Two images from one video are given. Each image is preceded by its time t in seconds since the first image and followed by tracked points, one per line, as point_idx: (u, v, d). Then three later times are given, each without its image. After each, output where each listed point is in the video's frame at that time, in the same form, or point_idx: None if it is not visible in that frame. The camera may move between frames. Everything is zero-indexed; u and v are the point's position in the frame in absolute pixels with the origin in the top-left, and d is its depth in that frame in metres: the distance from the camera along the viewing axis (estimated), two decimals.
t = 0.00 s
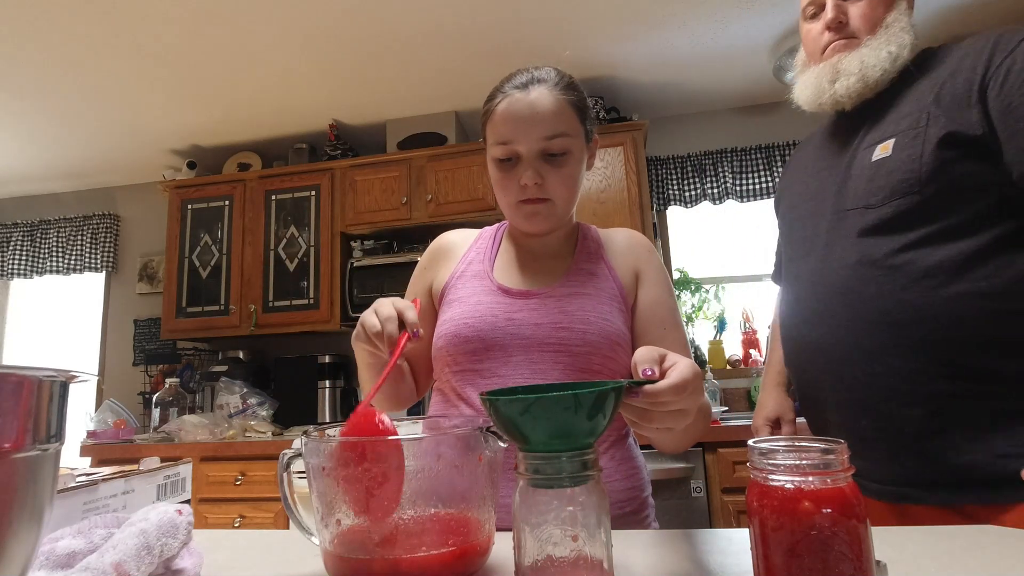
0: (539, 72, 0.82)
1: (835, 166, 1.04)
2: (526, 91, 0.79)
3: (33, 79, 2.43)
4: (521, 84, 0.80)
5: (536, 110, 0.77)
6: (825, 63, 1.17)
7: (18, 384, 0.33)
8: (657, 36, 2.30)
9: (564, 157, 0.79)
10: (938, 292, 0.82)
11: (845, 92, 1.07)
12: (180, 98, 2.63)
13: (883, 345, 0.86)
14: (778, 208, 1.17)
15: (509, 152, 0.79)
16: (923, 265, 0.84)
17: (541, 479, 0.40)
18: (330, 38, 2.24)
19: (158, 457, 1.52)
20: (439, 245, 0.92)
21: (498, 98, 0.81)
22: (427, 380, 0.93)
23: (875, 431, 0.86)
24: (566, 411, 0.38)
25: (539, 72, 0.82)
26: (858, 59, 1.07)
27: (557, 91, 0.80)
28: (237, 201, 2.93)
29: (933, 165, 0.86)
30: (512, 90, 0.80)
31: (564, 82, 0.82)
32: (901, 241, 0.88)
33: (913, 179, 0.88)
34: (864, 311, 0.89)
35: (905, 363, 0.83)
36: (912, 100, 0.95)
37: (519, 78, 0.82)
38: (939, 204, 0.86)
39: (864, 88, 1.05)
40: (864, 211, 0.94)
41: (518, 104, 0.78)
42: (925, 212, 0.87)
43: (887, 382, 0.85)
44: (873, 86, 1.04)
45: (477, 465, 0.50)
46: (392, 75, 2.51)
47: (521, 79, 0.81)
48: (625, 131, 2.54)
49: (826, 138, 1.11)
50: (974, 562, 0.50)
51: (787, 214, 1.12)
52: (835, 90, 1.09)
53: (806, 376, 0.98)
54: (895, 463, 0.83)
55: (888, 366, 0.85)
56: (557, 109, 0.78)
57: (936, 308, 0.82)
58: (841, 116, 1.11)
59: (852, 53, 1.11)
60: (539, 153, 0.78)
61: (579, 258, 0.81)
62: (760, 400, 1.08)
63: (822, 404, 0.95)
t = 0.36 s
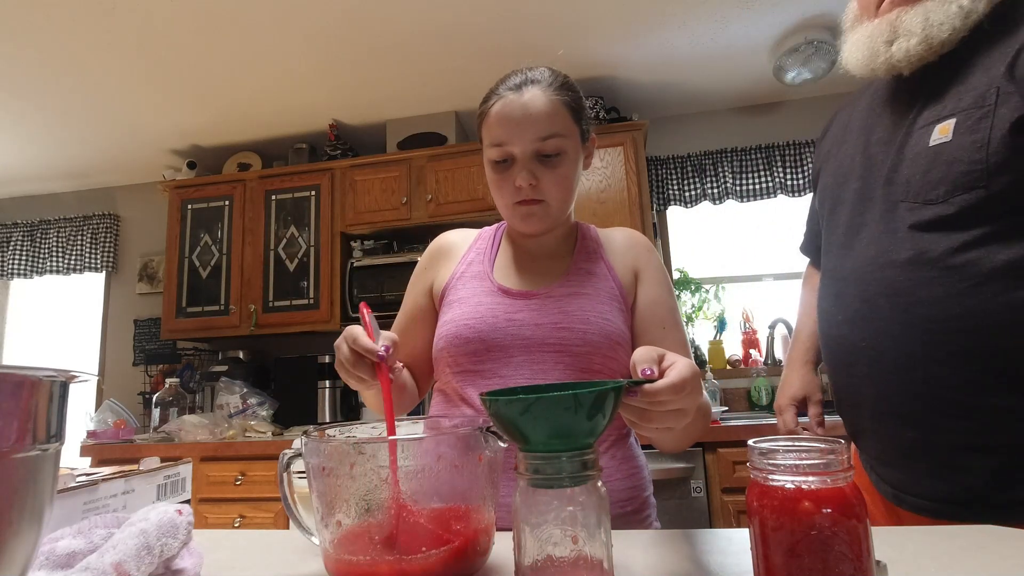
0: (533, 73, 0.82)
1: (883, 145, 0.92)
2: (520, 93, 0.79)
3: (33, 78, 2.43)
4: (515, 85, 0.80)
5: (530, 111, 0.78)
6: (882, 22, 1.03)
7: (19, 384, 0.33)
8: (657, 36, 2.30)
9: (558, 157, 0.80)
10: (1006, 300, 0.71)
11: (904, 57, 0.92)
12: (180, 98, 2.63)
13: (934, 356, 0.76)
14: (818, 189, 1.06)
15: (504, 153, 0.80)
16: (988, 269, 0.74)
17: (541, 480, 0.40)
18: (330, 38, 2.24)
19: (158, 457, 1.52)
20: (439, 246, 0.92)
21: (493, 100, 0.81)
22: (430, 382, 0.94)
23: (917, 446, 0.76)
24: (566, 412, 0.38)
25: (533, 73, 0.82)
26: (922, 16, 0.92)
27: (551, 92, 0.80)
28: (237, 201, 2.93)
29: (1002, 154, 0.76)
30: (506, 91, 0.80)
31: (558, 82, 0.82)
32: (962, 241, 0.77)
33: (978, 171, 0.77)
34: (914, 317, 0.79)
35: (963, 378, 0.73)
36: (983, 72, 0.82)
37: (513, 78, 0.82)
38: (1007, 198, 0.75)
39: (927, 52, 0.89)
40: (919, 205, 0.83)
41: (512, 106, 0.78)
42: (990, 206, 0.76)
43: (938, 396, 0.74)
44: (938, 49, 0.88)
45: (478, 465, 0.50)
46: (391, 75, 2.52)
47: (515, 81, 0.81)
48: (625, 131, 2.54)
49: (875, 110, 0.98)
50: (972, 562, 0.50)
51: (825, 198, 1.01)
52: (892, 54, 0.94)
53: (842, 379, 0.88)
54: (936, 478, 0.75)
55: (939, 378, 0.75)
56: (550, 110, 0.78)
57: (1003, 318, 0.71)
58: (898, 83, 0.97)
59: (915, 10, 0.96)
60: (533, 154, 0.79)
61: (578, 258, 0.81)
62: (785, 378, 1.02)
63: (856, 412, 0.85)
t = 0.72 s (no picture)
0: (530, 73, 0.82)
1: (925, 122, 0.85)
2: (518, 93, 0.79)
3: (33, 78, 2.43)
4: (512, 85, 0.80)
5: (527, 111, 0.78)
6: None
7: (19, 384, 0.33)
8: (657, 36, 2.30)
9: (556, 157, 0.80)
10: None
11: (956, 29, 0.82)
12: (180, 98, 2.63)
13: (965, 361, 0.71)
14: (850, 166, 0.99)
15: (502, 153, 0.80)
16: None
17: (541, 480, 0.40)
18: (330, 38, 2.24)
19: (158, 457, 1.52)
20: (438, 247, 0.92)
21: (490, 101, 0.81)
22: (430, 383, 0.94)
23: (933, 450, 0.72)
24: (566, 412, 0.38)
25: (530, 73, 0.82)
26: None
27: (548, 91, 0.80)
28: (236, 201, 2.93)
29: None
30: (504, 92, 0.80)
31: (555, 81, 0.82)
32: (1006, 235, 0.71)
33: None
34: (947, 318, 0.74)
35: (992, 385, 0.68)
36: None
37: (511, 79, 0.82)
38: None
39: (982, 24, 0.80)
40: (964, 190, 0.76)
41: (509, 106, 0.78)
42: None
43: (964, 404, 0.69)
44: (995, 20, 0.79)
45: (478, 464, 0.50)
46: (391, 75, 2.52)
47: (513, 81, 0.81)
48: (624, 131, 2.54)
49: (922, 80, 0.90)
50: (972, 562, 0.50)
51: (858, 176, 0.94)
52: (942, 24, 0.84)
53: (861, 373, 0.83)
54: (950, 483, 0.70)
55: (965, 385, 0.70)
56: (548, 109, 0.79)
57: None
58: (945, 53, 0.88)
59: None
60: (531, 154, 0.79)
61: (578, 258, 0.81)
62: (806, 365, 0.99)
63: (871, 408, 0.81)
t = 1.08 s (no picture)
0: (531, 74, 0.82)
1: (952, 107, 0.83)
2: (518, 94, 0.79)
3: (33, 79, 2.43)
4: (513, 86, 0.80)
5: (527, 112, 0.78)
6: None
7: (20, 385, 0.33)
8: (657, 36, 2.30)
9: (556, 158, 0.79)
10: None
11: (984, 12, 0.79)
12: (180, 98, 2.63)
13: (984, 358, 0.70)
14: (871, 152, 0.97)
15: (502, 155, 0.80)
16: None
17: (541, 479, 0.40)
18: (330, 38, 2.24)
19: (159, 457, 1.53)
20: (437, 245, 0.92)
21: (490, 102, 0.81)
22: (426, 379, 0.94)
23: (947, 448, 0.72)
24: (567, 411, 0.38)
25: (531, 74, 0.82)
26: None
27: (548, 93, 0.80)
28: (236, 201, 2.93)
29: None
30: (504, 93, 0.80)
31: (556, 82, 0.82)
32: None
33: None
34: (970, 310, 0.72)
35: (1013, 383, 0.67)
36: None
37: (512, 80, 0.82)
38: None
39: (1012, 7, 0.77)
40: (990, 176, 0.74)
41: (509, 108, 0.78)
42: None
43: (986, 403, 0.68)
44: None
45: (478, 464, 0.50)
46: (391, 75, 2.52)
47: (513, 82, 0.81)
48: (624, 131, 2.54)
49: (950, 62, 0.87)
50: (972, 562, 0.50)
51: (879, 163, 0.93)
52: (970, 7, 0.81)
53: (873, 370, 0.83)
54: (965, 482, 0.70)
55: (982, 383, 0.69)
56: (547, 110, 0.78)
57: None
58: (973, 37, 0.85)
59: None
60: (530, 155, 0.79)
61: (578, 258, 0.81)
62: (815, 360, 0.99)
63: (883, 406, 0.81)
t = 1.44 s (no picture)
0: (547, 73, 0.82)
1: (961, 102, 0.82)
2: (534, 91, 0.79)
3: (34, 78, 2.42)
4: (529, 84, 0.80)
5: (542, 111, 0.77)
6: None
7: (19, 385, 0.33)
8: (657, 36, 2.30)
9: (569, 158, 0.79)
10: None
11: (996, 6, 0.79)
12: (180, 98, 2.63)
13: (991, 356, 0.70)
14: (878, 148, 0.97)
15: (515, 151, 0.80)
16: None
17: (540, 479, 0.41)
18: (330, 38, 2.24)
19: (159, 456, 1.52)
20: (446, 229, 0.92)
21: (505, 98, 0.81)
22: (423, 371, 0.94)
23: (952, 447, 0.72)
24: (567, 411, 0.38)
25: (548, 72, 0.82)
26: None
27: (564, 92, 0.80)
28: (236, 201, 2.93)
29: None
30: (520, 90, 0.80)
31: (572, 82, 0.82)
32: None
33: None
34: (978, 307, 0.72)
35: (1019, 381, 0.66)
36: None
37: (528, 78, 0.82)
38: None
39: None
40: (999, 171, 0.73)
41: (524, 105, 0.78)
42: None
43: (993, 403, 0.68)
44: None
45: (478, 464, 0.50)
46: (391, 75, 2.52)
47: (529, 80, 0.81)
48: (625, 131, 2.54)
49: (959, 58, 0.86)
50: (970, 562, 0.51)
51: (888, 159, 0.92)
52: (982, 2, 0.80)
53: (878, 367, 0.83)
54: (972, 483, 0.70)
55: (991, 382, 0.69)
56: (563, 110, 0.78)
57: None
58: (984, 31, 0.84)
59: None
60: (544, 154, 0.79)
61: (584, 259, 0.81)
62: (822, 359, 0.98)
63: (887, 403, 0.81)
